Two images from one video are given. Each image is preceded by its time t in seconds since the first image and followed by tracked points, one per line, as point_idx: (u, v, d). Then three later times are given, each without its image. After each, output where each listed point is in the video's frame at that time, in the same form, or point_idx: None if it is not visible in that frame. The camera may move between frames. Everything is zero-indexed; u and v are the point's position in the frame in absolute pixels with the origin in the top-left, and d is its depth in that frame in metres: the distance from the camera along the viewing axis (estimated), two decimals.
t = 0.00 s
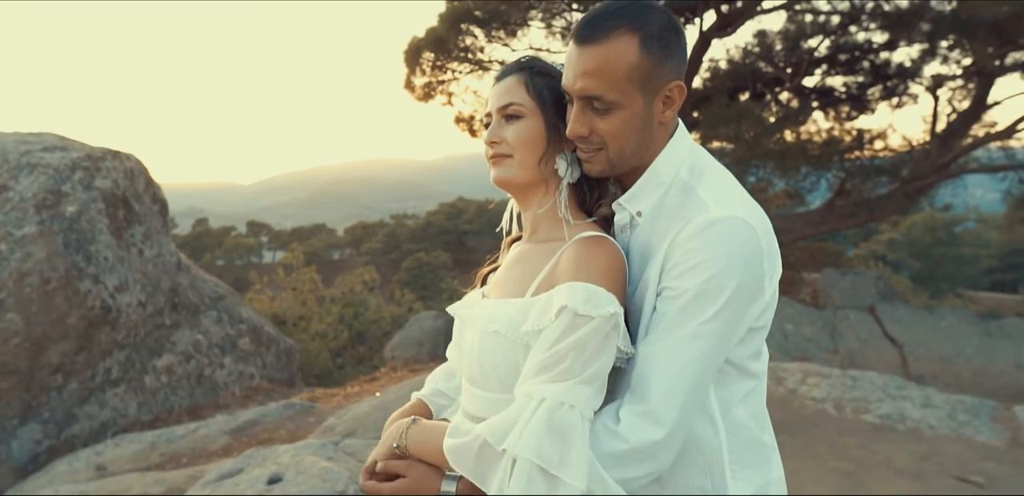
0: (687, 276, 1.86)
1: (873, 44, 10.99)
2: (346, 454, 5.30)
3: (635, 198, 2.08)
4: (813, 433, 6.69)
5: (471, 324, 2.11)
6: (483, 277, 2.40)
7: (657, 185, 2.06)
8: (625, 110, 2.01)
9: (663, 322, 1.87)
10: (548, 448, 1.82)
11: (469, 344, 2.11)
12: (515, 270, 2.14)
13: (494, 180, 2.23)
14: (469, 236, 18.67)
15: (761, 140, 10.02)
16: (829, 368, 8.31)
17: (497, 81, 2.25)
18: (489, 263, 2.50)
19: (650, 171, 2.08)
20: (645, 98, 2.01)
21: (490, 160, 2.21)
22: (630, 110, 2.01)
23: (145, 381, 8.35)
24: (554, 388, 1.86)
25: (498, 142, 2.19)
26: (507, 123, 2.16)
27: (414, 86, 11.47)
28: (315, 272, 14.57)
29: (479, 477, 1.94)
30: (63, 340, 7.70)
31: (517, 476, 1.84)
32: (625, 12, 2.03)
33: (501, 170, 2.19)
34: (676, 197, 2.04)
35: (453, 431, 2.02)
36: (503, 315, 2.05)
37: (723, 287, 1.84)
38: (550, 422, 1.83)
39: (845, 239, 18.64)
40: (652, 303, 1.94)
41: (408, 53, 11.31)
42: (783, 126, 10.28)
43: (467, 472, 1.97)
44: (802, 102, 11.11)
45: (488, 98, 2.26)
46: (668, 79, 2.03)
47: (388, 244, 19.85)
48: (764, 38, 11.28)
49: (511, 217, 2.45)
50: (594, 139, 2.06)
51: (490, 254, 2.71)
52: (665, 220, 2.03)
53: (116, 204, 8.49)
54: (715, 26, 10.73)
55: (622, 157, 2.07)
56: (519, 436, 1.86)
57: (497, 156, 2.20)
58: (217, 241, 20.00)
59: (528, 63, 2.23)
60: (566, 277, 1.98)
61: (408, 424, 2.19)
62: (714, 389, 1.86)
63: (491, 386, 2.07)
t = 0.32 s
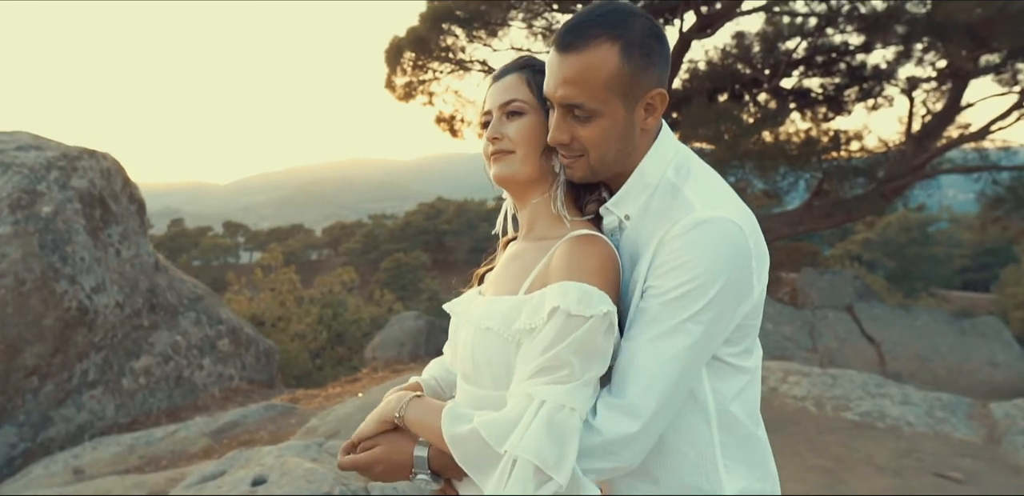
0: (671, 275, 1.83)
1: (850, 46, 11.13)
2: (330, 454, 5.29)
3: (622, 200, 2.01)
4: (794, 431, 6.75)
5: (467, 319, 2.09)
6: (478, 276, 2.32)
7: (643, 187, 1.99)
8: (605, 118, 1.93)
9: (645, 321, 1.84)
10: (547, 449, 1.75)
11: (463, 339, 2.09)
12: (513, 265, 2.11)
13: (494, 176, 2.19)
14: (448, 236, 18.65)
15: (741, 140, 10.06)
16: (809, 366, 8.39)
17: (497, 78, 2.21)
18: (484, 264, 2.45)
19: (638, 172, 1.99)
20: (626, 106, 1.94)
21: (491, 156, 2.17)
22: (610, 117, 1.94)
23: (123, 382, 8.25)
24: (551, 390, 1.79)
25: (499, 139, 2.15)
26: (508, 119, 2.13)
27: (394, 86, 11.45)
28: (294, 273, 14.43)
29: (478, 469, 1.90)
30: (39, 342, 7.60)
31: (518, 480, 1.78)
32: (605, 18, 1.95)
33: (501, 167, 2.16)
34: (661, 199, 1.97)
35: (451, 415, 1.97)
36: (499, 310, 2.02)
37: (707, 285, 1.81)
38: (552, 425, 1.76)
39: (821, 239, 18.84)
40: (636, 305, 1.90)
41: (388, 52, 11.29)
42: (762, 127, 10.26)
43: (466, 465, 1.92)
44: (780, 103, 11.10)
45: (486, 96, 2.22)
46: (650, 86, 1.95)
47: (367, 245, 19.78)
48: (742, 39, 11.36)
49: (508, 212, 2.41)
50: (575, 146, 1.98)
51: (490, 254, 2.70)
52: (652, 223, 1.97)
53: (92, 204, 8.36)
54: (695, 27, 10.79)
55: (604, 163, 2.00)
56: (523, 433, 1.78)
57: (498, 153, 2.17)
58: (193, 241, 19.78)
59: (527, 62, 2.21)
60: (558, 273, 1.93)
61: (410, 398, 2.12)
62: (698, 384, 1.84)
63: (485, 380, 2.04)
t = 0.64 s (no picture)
0: (656, 268, 1.55)
1: (829, 48, 11.20)
2: (316, 456, 5.26)
3: (609, 200, 1.69)
4: (778, 429, 6.81)
5: (455, 313, 1.77)
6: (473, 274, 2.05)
7: (630, 186, 1.67)
8: (583, 124, 1.64)
9: (627, 318, 1.57)
10: (567, 449, 1.49)
11: (452, 336, 1.78)
12: (508, 253, 1.79)
13: (491, 176, 1.87)
14: (429, 237, 19.44)
15: (723, 140, 10.11)
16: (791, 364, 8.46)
17: (509, 76, 1.88)
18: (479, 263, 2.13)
19: (625, 170, 1.68)
20: (604, 108, 1.64)
21: (491, 157, 1.85)
22: (588, 122, 1.64)
23: (103, 384, 8.16)
24: (560, 392, 1.51)
25: (504, 138, 1.82)
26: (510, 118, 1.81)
27: (377, 86, 11.41)
28: (275, 273, 14.31)
29: (489, 476, 1.61)
30: (17, 344, 7.48)
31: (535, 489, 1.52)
32: (578, 18, 1.66)
33: (499, 168, 1.83)
34: (647, 199, 1.66)
35: (456, 423, 1.62)
36: (488, 303, 1.70)
37: (693, 280, 1.53)
38: (572, 423, 1.49)
39: (800, 239, 18.97)
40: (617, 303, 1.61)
41: (371, 51, 11.24)
42: (744, 127, 10.33)
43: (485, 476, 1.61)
44: (761, 103, 11.21)
45: (485, 94, 1.91)
46: (629, 87, 1.65)
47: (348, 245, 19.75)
48: (724, 40, 11.41)
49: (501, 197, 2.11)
50: (555, 151, 1.70)
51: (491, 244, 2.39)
52: (636, 223, 1.66)
53: (72, 204, 8.25)
54: (678, 28, 10.85)
55: (588, 165, 1.69)
56: (543, 444, 1.51)
57: (502, 153, 1.83)
58: (171, 242, 19.59)
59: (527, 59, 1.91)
60: (550, 257, 1.61)
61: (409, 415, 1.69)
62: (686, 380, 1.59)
63: (474, 382, 1.72)
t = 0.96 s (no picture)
0: (653, 267, 1.51)
1: (813, 49, 11.27)
2: (305, 457, 5.25)
3: (606, 197, 1.63)
4: (766, 428, 6.85)
5: (450, 313, 1.76)
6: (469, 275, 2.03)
7: (628, 185, 1.61)
8: (568, 130, 1.56)
9: (625, 315, 1.51)
10: (560, 440, 1.44)
11: (447, 334, 1.76)
12: (501, 252, 1.76)
13: (491, 179, 1.84)
14: (414, 237, 20.06)
15: (709, 140, 10.16)
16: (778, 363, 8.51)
17: (503, 77, 1.90)
18: (478, 262, 2.11)
19: (621, 170, 1.61)
20: (587, 114, 1.55)
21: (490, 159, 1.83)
22: (573, 127, 1.56)
23: (87, 386, 8.09)
24: (548, 382, 1.47)
25: (503, 140, 1.80)
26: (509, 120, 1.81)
27: (363, 85, 11.37)
28: (259, 273, 14.19)
29: (491, 473, 1.57)
30: None
31: (525, 479, 1.45)
32: (558, 25, 1.58)
33: (497, 170, 1.81)
34: (647, 194, 1.60)
35: (452, 424, 1.59)
36: (481, 299, 1.68)
37: (692, 278, 1.49)
38: (564, 411, 1.45)
39: (783, 238, 19.09)
40: (615, 304, 1.56)
41: (357, 51, 11.22)
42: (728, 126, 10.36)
43: (484, 474, 1.58)
44: (746, 103, 11.28)
45: (481, 98, 1.91)
46: (611, 89, 1.56)
47: (332, 245, 19.66)
48: (709, 41, 11.46)
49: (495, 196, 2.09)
50: (547, 156, 1.62)
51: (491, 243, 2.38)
52: (634, 219, 1.60)
53: (55, 204, 8.16)
54: (664, 28, 10.90)
55: (579, 170, 1.62)
56: (536, 430, 1.47)
57: (501, 155, 1.81)
58: (152, 242, 19.39)
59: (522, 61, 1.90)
60: (537, 248, 1.58)
61: (406, 433, 1.66)
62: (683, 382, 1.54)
63: (469, 379, 1.70)
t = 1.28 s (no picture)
0: (655, 269, 1.51)
1: (798, 50, 11.34)
2: (296, 458, 5.23)
3: (605, 199, 1.63)
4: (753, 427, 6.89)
5: (451, 314, 1.74)
6: (469, 276, 2.00)
7: (628, 185, 1.61)
8: (560, 136, 1.56)
9: (627, 317, 1.52)
10: (565, 427, 1.43)
11: (447, 335, 1.75)
12: (496, 251, 1.74)
13: (490, 185, 1.83)
14: (400, 237, 20.29)
15: (696, 141, 10.20)
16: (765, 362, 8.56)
17: (497, 82, 1.90)
18: (476, 263, 2.08)
19: (621, 170, 1.62)
20: (577, 119, 1.55)
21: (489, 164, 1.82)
22: (565, 133, 1.56)
23: (73, 389, 8.01)
24: (550, 372, 1.47)
25: (503, 145, 1.78)
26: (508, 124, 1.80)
27: (351, 85, 11.33)
28: (245, 274, 14.12)
29: (504, 472, 1.55)
30: None
31: (537, 470, 1.44)
32: (547, 31, 1.58)
33: (496, 175, 1.79)
34: (647, 196, 1.60)
35: (460, 425, 1.58)
36: (478, 296, 1.68)
37: (694, 279, 1.50)
38: (568, 400, 1.44)
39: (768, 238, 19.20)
40: (616, 305, 1.56)
41: (345, 51, 11.20)
42: (714, 127, 10.41)
43: (496, 473, 1.57)
44: (732, 104, 11.33)
45: (479, 103, 1.90)
46: (601, 94, 1.55)
47: (317, 246, 19.59)
48: (695, 42, 11.50)
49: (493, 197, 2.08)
50: (544, 161, 1.62)
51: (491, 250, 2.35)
52: (635, 221, 1.60)
53: (40, 205, 8.08)
54: (651, 29, 10.94)
55: (576, 174, 1.62)
56: (540, 420, 1.46)
57: (500, 160, 1.80)
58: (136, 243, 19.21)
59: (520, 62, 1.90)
60: (528, 239, 1.58)
61: (414, 440, 1.65)
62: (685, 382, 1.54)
63: (468, 377, 1.69)
